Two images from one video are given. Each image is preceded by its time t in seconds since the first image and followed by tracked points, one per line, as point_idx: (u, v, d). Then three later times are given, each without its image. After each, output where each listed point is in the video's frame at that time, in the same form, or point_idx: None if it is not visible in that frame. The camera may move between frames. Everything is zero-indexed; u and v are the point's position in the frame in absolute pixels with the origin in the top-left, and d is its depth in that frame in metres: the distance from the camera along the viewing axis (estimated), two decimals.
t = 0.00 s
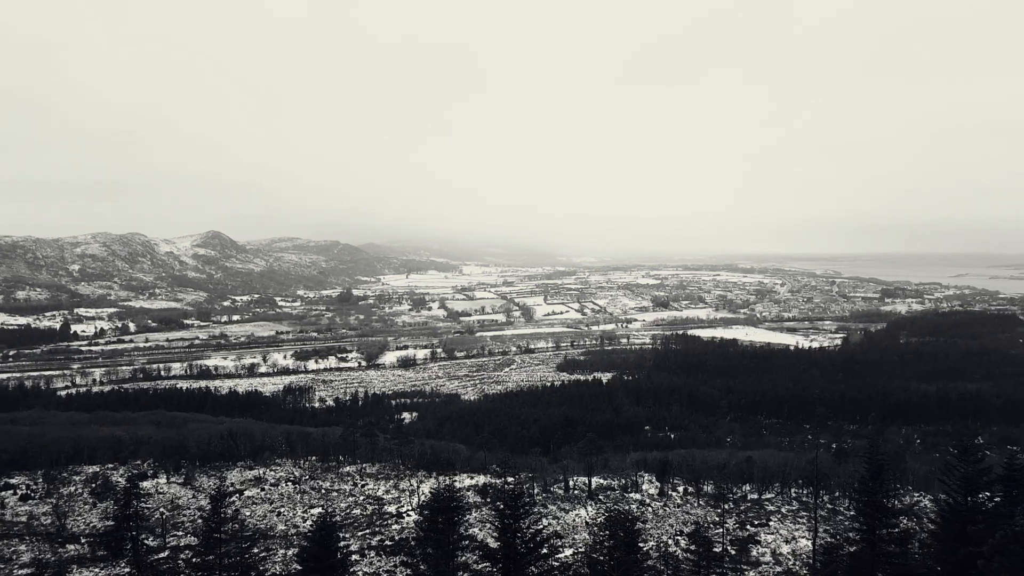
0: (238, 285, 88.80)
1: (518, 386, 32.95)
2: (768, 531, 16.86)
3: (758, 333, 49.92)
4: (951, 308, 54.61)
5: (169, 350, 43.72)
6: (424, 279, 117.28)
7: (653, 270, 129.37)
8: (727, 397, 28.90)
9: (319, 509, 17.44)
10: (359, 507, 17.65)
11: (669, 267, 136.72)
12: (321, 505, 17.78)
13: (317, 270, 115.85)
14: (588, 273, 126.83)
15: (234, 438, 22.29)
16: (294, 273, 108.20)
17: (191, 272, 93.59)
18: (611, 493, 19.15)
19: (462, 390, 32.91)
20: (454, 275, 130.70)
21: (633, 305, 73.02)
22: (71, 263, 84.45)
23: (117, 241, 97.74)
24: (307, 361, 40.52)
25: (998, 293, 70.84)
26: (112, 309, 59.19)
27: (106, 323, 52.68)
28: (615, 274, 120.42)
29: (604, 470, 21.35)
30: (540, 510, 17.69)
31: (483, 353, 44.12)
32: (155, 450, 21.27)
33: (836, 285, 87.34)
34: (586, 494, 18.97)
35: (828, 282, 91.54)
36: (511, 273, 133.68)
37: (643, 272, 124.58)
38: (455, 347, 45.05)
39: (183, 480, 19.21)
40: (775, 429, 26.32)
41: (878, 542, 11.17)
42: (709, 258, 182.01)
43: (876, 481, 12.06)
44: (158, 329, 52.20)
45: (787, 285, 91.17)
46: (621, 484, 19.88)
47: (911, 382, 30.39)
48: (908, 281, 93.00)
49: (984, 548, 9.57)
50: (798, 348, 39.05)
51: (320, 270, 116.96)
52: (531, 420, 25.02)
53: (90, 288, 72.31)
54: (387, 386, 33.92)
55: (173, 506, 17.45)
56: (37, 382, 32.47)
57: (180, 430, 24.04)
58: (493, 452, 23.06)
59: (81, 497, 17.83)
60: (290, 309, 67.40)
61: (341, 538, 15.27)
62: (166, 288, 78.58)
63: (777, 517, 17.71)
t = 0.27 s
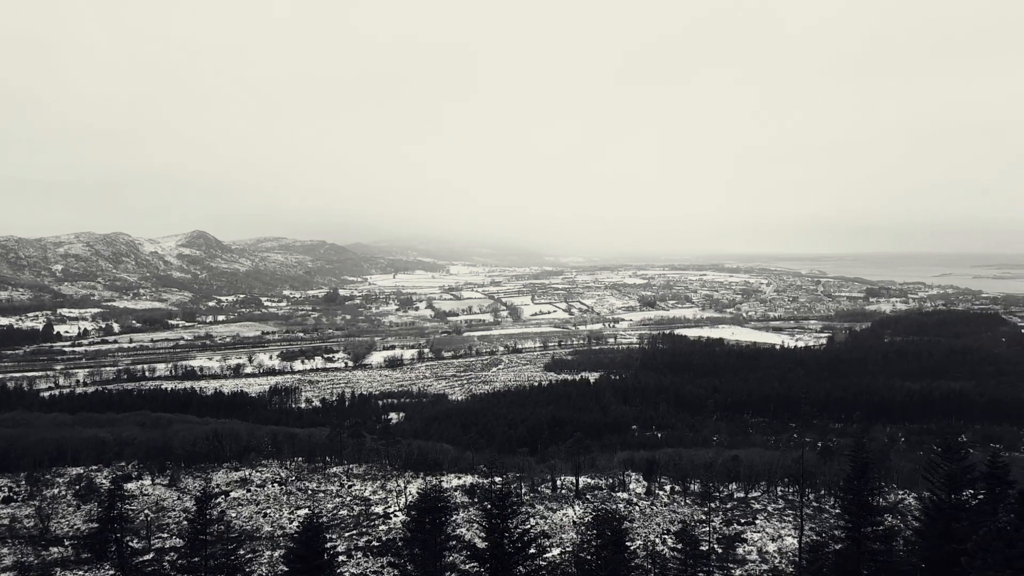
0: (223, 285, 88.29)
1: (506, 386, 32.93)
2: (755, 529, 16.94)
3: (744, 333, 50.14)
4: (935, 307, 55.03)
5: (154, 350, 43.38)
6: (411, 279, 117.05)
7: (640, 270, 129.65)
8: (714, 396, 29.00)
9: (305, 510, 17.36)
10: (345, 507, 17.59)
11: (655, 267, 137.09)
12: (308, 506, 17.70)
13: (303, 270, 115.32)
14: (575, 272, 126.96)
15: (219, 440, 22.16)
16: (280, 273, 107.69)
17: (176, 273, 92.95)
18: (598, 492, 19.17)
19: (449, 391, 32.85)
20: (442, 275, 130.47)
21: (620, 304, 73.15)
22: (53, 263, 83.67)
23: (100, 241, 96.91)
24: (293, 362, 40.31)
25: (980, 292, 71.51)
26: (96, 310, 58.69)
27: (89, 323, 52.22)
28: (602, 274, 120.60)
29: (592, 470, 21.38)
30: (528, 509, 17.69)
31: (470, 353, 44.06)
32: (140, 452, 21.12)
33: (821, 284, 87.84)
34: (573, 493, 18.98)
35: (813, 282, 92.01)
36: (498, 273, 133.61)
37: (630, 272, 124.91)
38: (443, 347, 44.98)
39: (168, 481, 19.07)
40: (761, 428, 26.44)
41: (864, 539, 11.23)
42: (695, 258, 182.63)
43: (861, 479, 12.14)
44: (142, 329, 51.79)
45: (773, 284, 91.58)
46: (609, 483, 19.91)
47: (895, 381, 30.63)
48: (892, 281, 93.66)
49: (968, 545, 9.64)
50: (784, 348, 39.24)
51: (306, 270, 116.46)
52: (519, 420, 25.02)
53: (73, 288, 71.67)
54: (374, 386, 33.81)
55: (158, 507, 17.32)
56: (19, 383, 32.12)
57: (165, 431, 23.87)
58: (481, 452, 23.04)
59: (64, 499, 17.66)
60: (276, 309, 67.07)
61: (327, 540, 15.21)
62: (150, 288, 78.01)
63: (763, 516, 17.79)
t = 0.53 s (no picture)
0: (208, 286, 87.75)
1: (493, 386, 32.91)
2: (741, 528, 17.00)
3: (731, 332, 50.41)
4: (919, 307, 55.51)
5: (138, 351, 43.04)
6: (398, 279, 116.78)
7: (627, 270, 129.95)
8: (700, 395, 29.11)
9: (292, 511, 17.29)
10: (332, 508, 17.53)
11: (642, 267, 137.50)
12: (294, 507, 17.62)
13: (289, 270, 114.82)
14: (563, 272, 127.08)
15: (205, 440, 22.02)
16: (266, 273, 107.13)
17: (160, 273, 92.27)
18: (586, 491, 19.20)
19: (437, 391, 32.79)
20: (429, 274, 130.26)
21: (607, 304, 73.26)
22: (36, 263, 82.85)
23: (83, 241, 96.05)
24: (279, 362, 40.12)
25: (963, 291, 72.24)
26: (79, 310, 58.18)
27: (72, 324, 51.73)
28: (589, 274, 120.78)
29: (579, 469, 21.41)
30: (515, 509, 17.69)
31: (457, 353, 44.00)
32: (124, 453, 20.96)
33: (806, 284, 88.40)
34: (560, 493, 18.99)
35: (798, 282, 92.49)
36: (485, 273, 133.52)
37: (617, 272, 125.26)
38: (430, 347, 44.93)
39: (153, 483, 18.92)
40: (748, 427, 26.55)
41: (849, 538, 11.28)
42: (681, 258, 183.25)
43: (846, 477, 12.21)
44: (126, 330, 51.39)
45: (759, 284, 92.03)
46: (596, 482, 19.94)
47: (879, 379, 30.89)
48: (876, 280, 94.42)
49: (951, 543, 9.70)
50: (770, 347, 39.43)
51: (292, 270, 115.92)
52: (506, 420, 25.02)
53: (55, 288, 70.99)
54: (361, 387, 33.70)
55: (142, 509, 17.19)
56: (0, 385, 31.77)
57: (150, 432, 23.71)
58: (468, 452, 23.01)
59: (47, 501, 17.50)
60: (262, 309, 66.74)
61: (314, 541, 15.15)
62: (134, 288, 77.39)
63: (749, 514, 17.86)
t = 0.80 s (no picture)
0: (196, 286, 87.32)
1: (483, 386, 32.90)
2: (730, 527, 17.05)
3: (719, 332, 50.58)
4: (906, 306, 55.90)
5: (125, 351, 42.78)
6: (387, 279, 116.56)
7: (616, 269, 130.15)
8: (689, 395, 29.19)
9: (280, 512, 17.22)
10: (321, 509, 17.48)
11: (632, 266, 137.79)
12: (283, 508, 17.56)
13: (278, 270, 114.39)
14: (552, 272, 127.19)
15: (192, 441, 21.90)
16: (254, 273, 106.70)
17: (148, 273, 91.73)
18: (575, 491, 19.23)
19: (426, 391, 32.74)
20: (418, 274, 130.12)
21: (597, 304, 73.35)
22: (22, 263, 82.23)
23: (69, 241, 95.41)
24: (268, 363, 39.95)
25: (949, 291, 72.77)
26: (65, 310, 57.77)
27: (58, 324, 51.35)
28: (578, 274, 120.87)
29: (568, 469, 21.43)
30: (505, 509, 17.69)
31: (447, 353, 43.95)
32: (111, 454, 20.83)
33: (794, 283, 88.78)
34: (550, 493, 19.00)
35: (787, 282, 92.88)
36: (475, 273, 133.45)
37: (606, 271, 125.47)
38: (419, 347, 44.89)
39: (141, 484, 18.81)
40: (737, 426, 26.65)
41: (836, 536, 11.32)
42: (670, 258, 183.64)
43: (834, 476, 12.25)
44: (113, 330, 51.07)
45: (747, 284, 92.38)
46: (585, 482, 19.96)
47: (867, 378, 31.08)
48: (864, 280, 95.02)
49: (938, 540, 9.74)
50: (759, 347, 39.57)
51: (281, 270, 115.49)
52: (496, 420, 25.01)
53: (41, 288, 70.47)
54: (350, 387, 33.62)
55: (129, 511, 17.08)
56: None
57: (137, 433, 23.57)
58: (458, 452, 22.99)
59: (33, 503, 17.36)
60: (251, 310, 66.47)
61: (303, 542, 15.11)
62: (121, 288, 76.93)
63: (738, 513, 17.93)
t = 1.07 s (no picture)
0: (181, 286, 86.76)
1: (470, 386, 32.87)
2: (716, 526, 17.13)
3: (705, 331, 50.77)
4: (890, 305, 56.33)
5: (109, 352, 42.43)
6: (374, 279, 116.39)
7: (603, 269, 130.43)
8: (676, 394, 29.28)
9: (266, 514, 17.12)
10: (307, 510, 17.40)
11: (618, 266, 138.13)
12: (268, 510, 17.47)
13: (263, 271, 113.80)
14: (539, 272, 127.31)
15: (177, 443, 21.74)
16: (239, 274, 106.14)
17: (131, 273, 91.05)
18: (562, 491, 19.24)
19: (413, 391, 32.67)
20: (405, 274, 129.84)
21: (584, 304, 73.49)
22: (3, 263, 81.41)
23: (52, 241, 94.55)
24: (253, 364, 39.73)
25: (933, 290, 73.42)
26: (47, 311, 57.24)
27: (41, 325, 50.87)
28: (565, 274, 121.04)
29: (555, 469, 21.45)
30: (492, 509, 17.68)
31: (434, 353, 43.92)
32: (95, 456, 20.66)
33: (780, 283, 89.32)
34: (537, 493, 19.01)
35: (772, 281, 93.39)
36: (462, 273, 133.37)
37: (593, 271, 125.72)
38: (406, 348, 44.82)
39: (124, 486, 18.66)
40: (723, 425, 26.76)
41: (821, 534, 11.37)
42: (657, 258, 184.17)
43: (819, 474, 12.32)
44: (96, 331, 50.67)
45: (733, 283, 92.83)
46: (572, 482, 19.98)
47: (851, 377, 31.30)
48: (848, 280, 95.76)
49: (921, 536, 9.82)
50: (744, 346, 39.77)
51: (267, 270, 114.93)
52: (483, 420, 24.99)
53: (23, 289, 69.80)
54: (336, 388, 33.51)
55: (113, 513, 16.94)
56: None
57: (120, 435, 23.37)
58: (445, 452, 22.96)
59: (15, 506, 17.19)
60: (236, 310, 66.10)
61: (289, 543, 15.03)
62: (105, 289, 76.33)
63: (724, 512, 18.01)
